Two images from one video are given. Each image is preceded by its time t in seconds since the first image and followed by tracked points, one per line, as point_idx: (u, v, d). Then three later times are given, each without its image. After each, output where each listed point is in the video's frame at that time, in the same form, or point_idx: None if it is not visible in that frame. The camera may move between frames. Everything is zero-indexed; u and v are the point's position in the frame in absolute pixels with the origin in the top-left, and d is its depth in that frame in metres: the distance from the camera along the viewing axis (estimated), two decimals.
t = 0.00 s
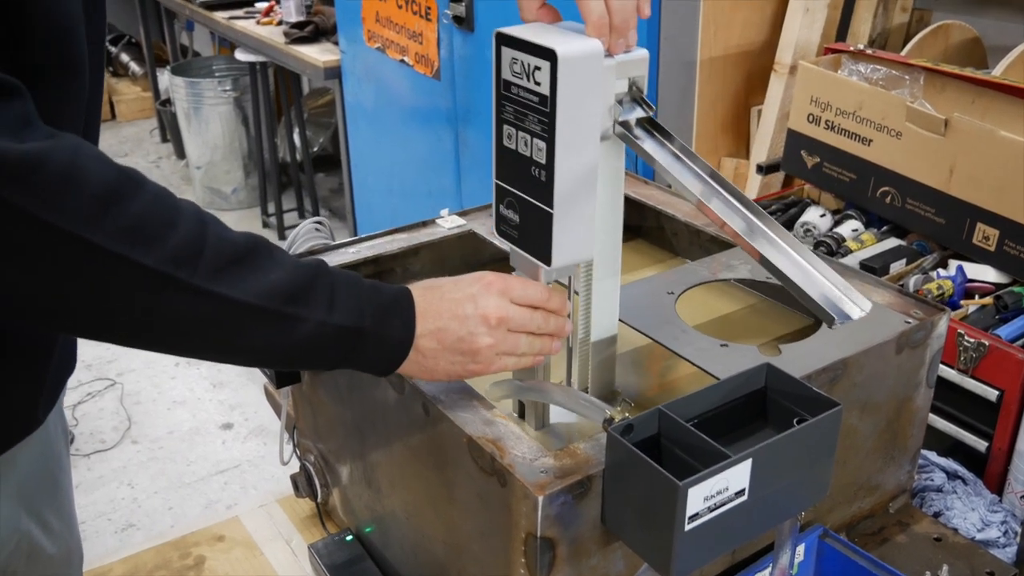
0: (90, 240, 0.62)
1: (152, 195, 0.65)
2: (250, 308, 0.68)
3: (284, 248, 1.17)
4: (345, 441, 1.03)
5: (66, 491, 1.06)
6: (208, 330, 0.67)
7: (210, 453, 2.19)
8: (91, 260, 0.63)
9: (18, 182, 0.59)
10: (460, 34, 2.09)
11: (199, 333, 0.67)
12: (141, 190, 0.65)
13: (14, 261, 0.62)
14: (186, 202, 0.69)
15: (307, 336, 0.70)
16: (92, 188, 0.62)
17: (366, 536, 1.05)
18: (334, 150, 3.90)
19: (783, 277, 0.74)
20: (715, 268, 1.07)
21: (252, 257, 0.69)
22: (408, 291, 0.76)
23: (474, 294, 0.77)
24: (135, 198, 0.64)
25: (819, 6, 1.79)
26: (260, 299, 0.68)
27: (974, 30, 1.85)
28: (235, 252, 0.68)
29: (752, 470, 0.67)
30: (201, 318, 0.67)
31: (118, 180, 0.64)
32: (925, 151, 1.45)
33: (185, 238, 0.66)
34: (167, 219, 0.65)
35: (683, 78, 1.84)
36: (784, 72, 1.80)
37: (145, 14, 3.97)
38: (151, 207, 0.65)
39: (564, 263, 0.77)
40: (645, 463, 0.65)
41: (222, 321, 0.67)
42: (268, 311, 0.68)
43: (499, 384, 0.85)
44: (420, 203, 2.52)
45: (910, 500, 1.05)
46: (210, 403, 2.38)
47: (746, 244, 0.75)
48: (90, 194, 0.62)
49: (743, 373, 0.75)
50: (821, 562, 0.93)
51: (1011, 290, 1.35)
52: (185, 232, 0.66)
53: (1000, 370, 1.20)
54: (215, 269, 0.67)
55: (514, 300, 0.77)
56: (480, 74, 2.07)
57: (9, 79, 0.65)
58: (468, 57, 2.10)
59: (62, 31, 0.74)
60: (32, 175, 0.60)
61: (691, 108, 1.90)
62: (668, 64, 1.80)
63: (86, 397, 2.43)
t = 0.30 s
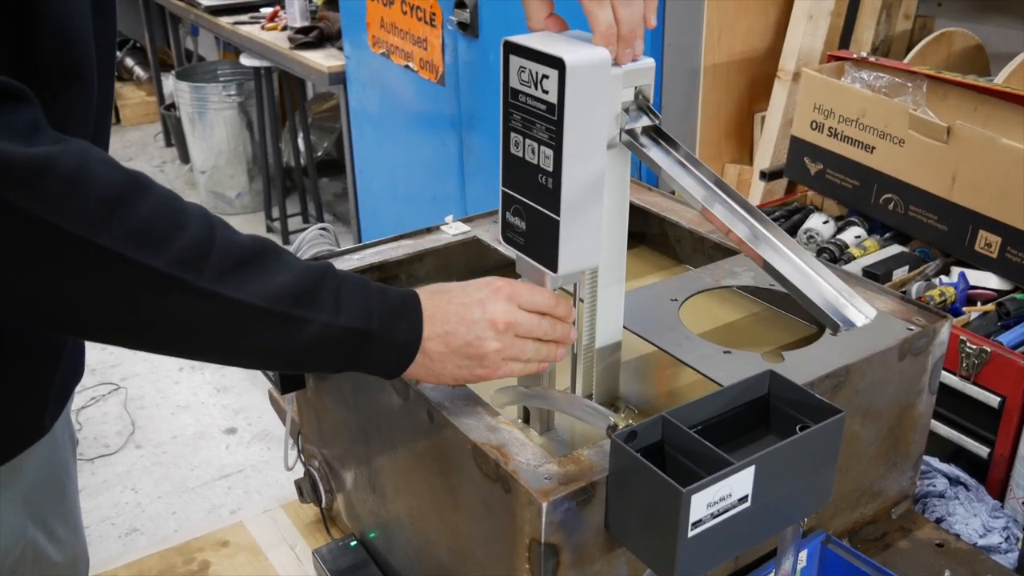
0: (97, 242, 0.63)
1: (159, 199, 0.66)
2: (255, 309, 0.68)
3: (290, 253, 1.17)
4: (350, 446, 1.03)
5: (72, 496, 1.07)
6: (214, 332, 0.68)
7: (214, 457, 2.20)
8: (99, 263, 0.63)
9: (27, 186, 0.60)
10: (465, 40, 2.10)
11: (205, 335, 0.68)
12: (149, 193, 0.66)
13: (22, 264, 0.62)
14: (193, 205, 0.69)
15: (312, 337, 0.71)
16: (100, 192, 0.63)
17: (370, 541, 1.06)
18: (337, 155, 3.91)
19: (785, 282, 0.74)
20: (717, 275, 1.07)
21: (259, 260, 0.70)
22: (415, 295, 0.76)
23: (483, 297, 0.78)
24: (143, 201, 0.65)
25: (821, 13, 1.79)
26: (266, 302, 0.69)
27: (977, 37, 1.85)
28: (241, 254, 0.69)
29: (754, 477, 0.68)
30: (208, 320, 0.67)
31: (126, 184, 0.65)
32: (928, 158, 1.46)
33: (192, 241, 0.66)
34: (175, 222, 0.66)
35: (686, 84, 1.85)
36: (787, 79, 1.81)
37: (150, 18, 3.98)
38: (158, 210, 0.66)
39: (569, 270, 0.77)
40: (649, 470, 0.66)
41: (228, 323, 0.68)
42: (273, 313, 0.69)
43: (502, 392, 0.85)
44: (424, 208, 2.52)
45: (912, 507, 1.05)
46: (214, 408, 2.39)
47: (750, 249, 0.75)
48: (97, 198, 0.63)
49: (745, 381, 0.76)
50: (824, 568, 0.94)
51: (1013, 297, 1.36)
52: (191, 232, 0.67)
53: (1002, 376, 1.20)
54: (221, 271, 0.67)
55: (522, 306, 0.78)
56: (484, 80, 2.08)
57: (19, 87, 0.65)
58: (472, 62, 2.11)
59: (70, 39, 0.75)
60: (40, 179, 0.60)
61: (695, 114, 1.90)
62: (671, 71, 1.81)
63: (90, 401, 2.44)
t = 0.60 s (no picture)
0: (89, 242, 0.63)
1: (152, 198, 0.66)
2: (248, 309, 0.68)
3: (288, 254, 1.17)
4: (349, 447, 1.03)
5: (70, 496, 1.07)
6: (207, 332, 0.68)
7: (213, 458, 2.20)
8: (92, 263, 0.63)
9: (20, 185, 0.60)
10: (464, 41, 2.11)
11: (198, 335, 0.68)
12: (142, 193, 0.66)
13: (15, 264, 0.62)
14: (186, 205, 0.69)
15: (305, 337, 0.71)
16: (93, 192, 0.63)
17: (369, 541, 1.06)
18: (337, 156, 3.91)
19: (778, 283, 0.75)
20: (717, 276, 1.08)
21: (251, 260, 0.70)
22: (409, 297, 0.76)
23: (476, 301, 0.78)
24: (136, 201, 0.65)
25: (821, 16, 1.80)
26: (259, 302, 0.69)
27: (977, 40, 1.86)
28: (233, 254, 0.69)
29: (753, 477, 0.68)
30: (200, 320, 0.67)
31: (119, 184, 0.65)
32: (927, 161, 1.46)
33: (185, 241, 0.67)
34: (167, 222, 0.66)
35: (686, 86, 1.85)
36: (787, 81, 1.82)
37: (149, 19, 3.99)
38: (151, 210, 0.66)
39: (561, 271, 0.77)
40: (648, 471, 0.66)
41: (220, 323, 0.68)
42: (266, 313, 0.69)
43: (500, 393, 0.85)
44: (423, 209, 2.53)
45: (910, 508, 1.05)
46: (213, 409, 2.39)
47: (749, 256, 0.75)
48: (91, 198, 0.63)
49: (744, 382, 0.76)
50: (822, 569, 0.94)
51: (1011, 299, 1.36)
52: (182, 232, 0.67)
53: (1000, 378, 1.20)
54: (213, 271, 0.68)
55: (517, 308, 0.79)
56: (484, 80, 2.09)
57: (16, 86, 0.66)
58: (472, 64, 2.11)
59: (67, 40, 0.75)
60: (34, 180, 0.61)
61: (694, 116, 1.90)
62: (670, 72, 1.81)
63: (89, 402, 2.44)
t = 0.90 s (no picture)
0: (80, 238, 0.63)
1: (144, 194, 0.66)
2: (239, 304, 0.68)
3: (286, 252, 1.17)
4: (346, 444, 1.03)
5: (66, 492, 1.07)
6: (198, 326, 0.68)
7: (211, 457, 2.19)
8: (84, 259, 0.63)
9: (12, 181, 0.60)
10: (464, 40, 2.11)
11: (191, 331, 0.68)
12: (134, 188, 0.66)
13: (8, 261, 0.62)
14: (176, 199, 0.69)
15: (296, 330, 0.71)
16: (84, 189, 0.63)
17: (366, 539, 1.06)
18: (338, 156, 3.91)
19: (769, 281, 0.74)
20: (714, 275, 1.08)
21: (242, 254, 0.70)
22: (398, 287, 0.76)
23: (464, 292, 0.78)
24: (127, 197, 0.65)
25: (820, 15, 1.80)
26: (250, 297, 0.69)
27: (976, 40, 1.86)
28: (225, 248, 0.69)
29: (749, 475, 0.68)
30: (193, 314, 0.67)
31: (110, 181, 0.64)
32: (925, 160, 1.46)
33: (176, 236, 0.66)
34: (159, 217, 0.66)
35: (684, 85, 1.85)
36: (786, 81, 1.82)
37: (149, 18, 3.99)
38: (141, 206, 0.65)
39: (553, 265, 0.78)
40: (644, 468, 0.66)
41: (212, 318, 0.68)
42: (256, 307, 0.69)
43: (496, 390, 0.86)
44: (422, 208, 2.53)
45: (907, 507, 1.05)
46: (211, 407, 2.39)
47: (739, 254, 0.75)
48: (82, 195, 0.63)
49: (740, 380, 0.76)
50: (818, 567, 0.94)
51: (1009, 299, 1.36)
52: (173, 227, 0.66)
53: (997, 378, 1.20)
54: (204, 266, 0.67)
55: (504, 300, 0.79)
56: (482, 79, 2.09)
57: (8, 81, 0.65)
58: (471, 63, 2.11)
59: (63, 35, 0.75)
60: (26, 176, 0.61)
61: (693, 116, 1.91)
62: (668, 72, 1.81)
63: (87, 400, 2.44)
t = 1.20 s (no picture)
0: (75, 232, 0.63)
1: (137, 187, 0.66)
2: (234, 299, 0.68)
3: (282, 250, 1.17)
4: (342, 442, 1.03)
5: (62, 491, 1.07)
6: (194, 323, 0.68)
7: (208, 456, 2.19)
8: (79, 254, 0.63)
9: (5, 176, 0.60)
10: (460, 38, 2.10)
11: (185, 327, 0.68)
12: (126, 182, 0.66)
13: (3, 257, 0.62)
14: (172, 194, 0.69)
15: (291, 329, 0.71)
16: (77, 180, 0.63)
17: (362, 537, 1.05)
18: (335, 154, 3.91)
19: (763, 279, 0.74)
20: (711, 272, 1.08)
21: (237, 250, 0.70)
22: (395, 290, 0.76)
23: (463, 296, 0.77)
24: (121, 188, 0.65)
25: (817, 13, 1.79)
26: (244, 292, 0.69)
27: (973, 38, 1.86)
28: (218, 243, 0.69)
29: (745, 472, 0.68)
30: (188, 310, 0.67)
31: (104, 172, 0.65)
32: (920, 157, 1.46)
33: (170, 229, 0.66)
34: (152, 211, 0.66)
35: (680, 83, 1.85)
36: (783, 79, 1.82)
37: (146, 16, 3.98)
38: (135, 200, 0.65)
39: (551, 264, 0.78)
40: (640, 466, 0.66)
41: (207, 314, 0.68)
42: (252, 303, 0.69)
43: (492, 388, 0.86)
44: (418, 205, 2.52)
45: (903, 505, 1.05)
46: (208, 406, 2.39)
47: (735, 251, 0.75)
48: (74, 187, 0.63)
49: (736, 377, 0.76)
50: (815, 565, 0.94)
51: (1005, 297, 1.36)
52: (167, 220, 0.67)
53: (993, 376, 1.20)
54: (197, 260, 0.67)
55: (504, 303, 0.78)
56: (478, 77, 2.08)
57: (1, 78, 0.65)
58: (467, 61, 2.11)
59: (55, 31, 0.75)
60: (18, 171, 0.60)
61: (689, 114, 1.91)
62: (664, 69, 1.81)
63: (84, 398, 2.44)
